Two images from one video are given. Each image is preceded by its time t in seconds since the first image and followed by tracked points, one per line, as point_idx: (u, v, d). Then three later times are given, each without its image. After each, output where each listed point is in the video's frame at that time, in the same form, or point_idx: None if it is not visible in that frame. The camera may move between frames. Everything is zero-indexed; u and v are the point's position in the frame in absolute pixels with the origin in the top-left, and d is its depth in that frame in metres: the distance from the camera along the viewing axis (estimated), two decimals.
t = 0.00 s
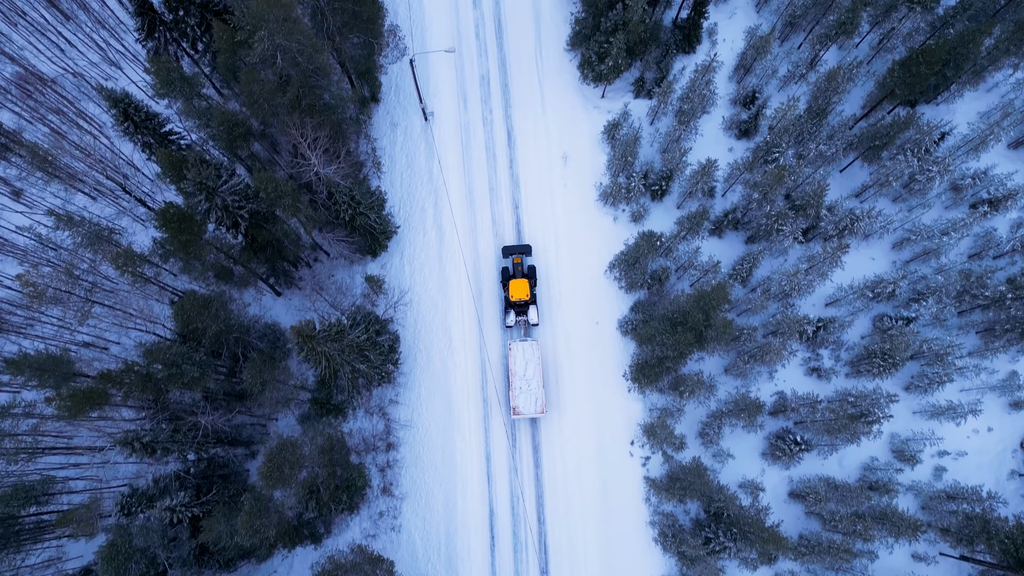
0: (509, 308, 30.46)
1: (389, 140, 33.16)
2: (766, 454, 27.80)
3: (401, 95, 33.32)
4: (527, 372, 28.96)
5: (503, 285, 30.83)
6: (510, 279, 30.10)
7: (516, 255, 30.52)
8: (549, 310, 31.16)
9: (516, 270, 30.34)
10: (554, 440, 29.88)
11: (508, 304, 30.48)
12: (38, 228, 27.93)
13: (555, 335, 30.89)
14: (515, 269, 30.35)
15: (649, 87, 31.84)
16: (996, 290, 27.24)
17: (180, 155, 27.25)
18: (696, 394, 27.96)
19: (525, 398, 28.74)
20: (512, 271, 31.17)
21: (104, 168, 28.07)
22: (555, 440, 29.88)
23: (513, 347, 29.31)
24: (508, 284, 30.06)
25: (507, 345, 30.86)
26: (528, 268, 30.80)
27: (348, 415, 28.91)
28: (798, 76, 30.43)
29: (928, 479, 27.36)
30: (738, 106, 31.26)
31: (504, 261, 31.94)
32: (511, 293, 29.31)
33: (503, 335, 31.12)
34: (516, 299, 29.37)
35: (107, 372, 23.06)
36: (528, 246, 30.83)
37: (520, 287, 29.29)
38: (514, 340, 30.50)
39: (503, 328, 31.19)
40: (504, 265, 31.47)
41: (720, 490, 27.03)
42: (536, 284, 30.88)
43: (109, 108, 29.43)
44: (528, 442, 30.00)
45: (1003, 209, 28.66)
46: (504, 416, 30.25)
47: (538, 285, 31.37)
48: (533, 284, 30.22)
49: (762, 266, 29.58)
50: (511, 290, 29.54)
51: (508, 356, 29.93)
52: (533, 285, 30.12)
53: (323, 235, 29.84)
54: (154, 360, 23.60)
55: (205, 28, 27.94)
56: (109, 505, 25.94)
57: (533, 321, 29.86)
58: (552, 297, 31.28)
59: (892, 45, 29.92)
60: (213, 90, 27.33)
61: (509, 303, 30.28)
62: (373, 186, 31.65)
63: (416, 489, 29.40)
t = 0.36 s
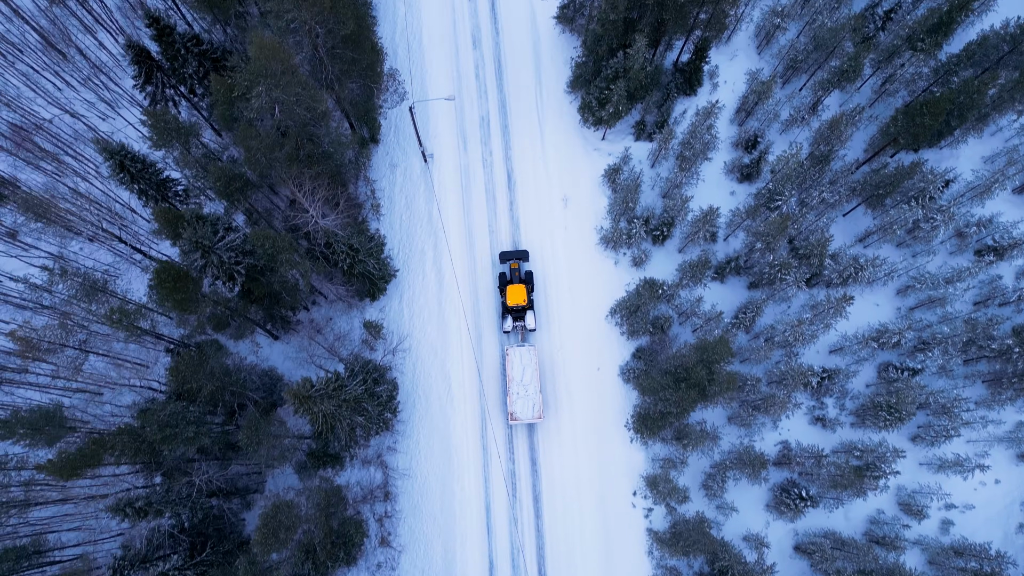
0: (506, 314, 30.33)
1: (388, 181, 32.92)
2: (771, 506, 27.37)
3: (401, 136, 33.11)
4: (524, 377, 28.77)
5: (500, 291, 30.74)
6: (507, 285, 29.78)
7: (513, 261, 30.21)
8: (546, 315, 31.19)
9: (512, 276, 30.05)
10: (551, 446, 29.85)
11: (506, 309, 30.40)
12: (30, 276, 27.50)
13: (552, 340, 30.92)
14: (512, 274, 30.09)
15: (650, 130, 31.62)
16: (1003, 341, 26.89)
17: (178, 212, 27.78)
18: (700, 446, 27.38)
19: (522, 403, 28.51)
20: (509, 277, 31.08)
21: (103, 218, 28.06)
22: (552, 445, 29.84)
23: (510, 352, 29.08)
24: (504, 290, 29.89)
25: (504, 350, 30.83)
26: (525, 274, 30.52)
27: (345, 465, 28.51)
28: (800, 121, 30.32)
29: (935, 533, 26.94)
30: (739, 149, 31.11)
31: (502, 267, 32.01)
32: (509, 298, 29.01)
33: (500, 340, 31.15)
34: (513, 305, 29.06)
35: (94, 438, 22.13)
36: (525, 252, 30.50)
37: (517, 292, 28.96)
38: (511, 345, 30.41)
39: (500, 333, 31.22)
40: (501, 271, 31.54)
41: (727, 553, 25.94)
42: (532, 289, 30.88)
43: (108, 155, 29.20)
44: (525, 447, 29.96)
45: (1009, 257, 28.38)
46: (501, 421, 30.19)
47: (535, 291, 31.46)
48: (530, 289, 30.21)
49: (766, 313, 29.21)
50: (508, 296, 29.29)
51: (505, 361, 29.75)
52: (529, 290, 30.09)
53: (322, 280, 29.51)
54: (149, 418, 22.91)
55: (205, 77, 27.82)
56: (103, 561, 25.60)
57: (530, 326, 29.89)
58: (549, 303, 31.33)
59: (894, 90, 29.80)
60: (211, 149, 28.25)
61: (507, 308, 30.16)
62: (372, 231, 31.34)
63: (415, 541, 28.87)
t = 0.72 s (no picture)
0: (504, 317, 30.31)
1: (388, 221, 32.64)
2: (776, 557, 26.91)
3: (401, 176, 32.81)
4: (522, 381, 28.75)
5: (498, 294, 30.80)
6: (505, 288, 30.01)
7: (510, 264, 30.52)
8: (544, 318, 31.22)
9: (510, 280, 30.34)
10: (548, 451, 29.84)
11: (503, 314, 30.43)
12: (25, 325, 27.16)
13: (550, 343, 30.92)
14: (510, 278, 30.35)
15: (651, 171, 31.36)
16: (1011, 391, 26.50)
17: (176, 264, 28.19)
18: (705, 499, 26.83)
19: (520, 407, 28.55)
20: (507, 280, 31.26)
21: (100, 267, 27.90)
22: (550, 448, 29.83)
23: (508, 356, 29.09)
24: (502, 293, 29.99)
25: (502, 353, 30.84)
26: (523, 277, 30.81)
27: (343, 515, 27.99)
28: (803, 163, 30.03)
29: None
30: (742, 191, 30.82)
31: (499, 270, 31.97)
32: (506, 303, 29.25)
33: (497, 345, 31.20)
34: (512, 308, 29.23)
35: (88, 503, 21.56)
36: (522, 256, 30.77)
37: (514, 297, 29.19)
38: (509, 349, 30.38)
39: (498, 338, 31.24)
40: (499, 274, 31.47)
41: None
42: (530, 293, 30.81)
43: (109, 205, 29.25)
44: (522, 450, 29.94)
45: (1016, 303, 28.06)
46: (498, 425, 30.14)
47: (533, 294, 31.49)
48: (528, 292, 30.14)
49: (771, 359, 28.77)
50: (506, 299, 29.48)
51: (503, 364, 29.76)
52: (527, 293, 30.02)
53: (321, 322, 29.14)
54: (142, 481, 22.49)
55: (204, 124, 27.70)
56: None
57: (529, 330, 29.74)
58: (547, 306, 31.37)
59: (897, 133, 29.60)
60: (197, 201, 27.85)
61: (504, 313, 30.18)
62: (371, 273, 30.99)
63: None
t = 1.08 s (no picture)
0: (504, 318, 30.43)
1: (389, 259, 32.32)
2: None
3: (401, 215, 32.51)
4: (521, 383, 28.85)
5: (497, 295, 30.85)
6: (504, 289, 30.14)
7: (510, 265, 30.64)
8: (543, 320, 31.25)
9: (510, 281, 30.45)
10: (547, 451, 29.83)
11: (503, 315, 30.54)
12: (18, 378, 26.27)
13: (549, 345, 30.92)
14: (509, 279, 30.46)
15: (654, 211, 31.07)
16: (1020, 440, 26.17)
17: (175, 309, 27.62)
18: (712, 551, 26.17)
19: (519, 408, 28.62)
20: (506, 282, 31.27)
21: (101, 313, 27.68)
22: (549, 451, 29.81)
23: (507, 357, 29.25)
24: (502, 295, 30.04)
25: (501, 354, 30.95)
26: (521, 279, 30.96)
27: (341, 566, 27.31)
28: (809, 205, 29.71)
29: None
30: (746, 232, 30.53)
31: (497, 273, 32.03)
32: (506, 303, 29.32)
33: (496, 344, 31.29)
34: (511, 309, 29.32)
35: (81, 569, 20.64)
36: (521, 257, 30.91)
37: (514, 298, 29.31)
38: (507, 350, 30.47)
39: (496, 339, 31.34)
40: (497, 275, 31.50)
41: None
42: (529, 294, 30.91)
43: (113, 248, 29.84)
44: (521, 453, 29.89)
45: None
46: (498, 439, 30.04)
47: (532, 296, 31.48)
48: (527, 294, 30.21)
49: (777, 405, 28.32)
50: (505, 300, 29.53)
51: (503, 366, 29.90)
52: (527, 295, 30.12)
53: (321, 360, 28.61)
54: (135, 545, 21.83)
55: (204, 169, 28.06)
56: None
57: (526, 332, 30.06)
58: (546, 307, 31.39)
59: (903, 174, 29.38)
60: (196, 246, 26.95)
61: (504, 314, 30.29)
62: (371, 315, 30.58)
63: None
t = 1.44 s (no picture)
0: (504, 319, 30.50)
1: (389, 297, 31.89)
2: None
3: (403, 252, 32.10)
4: (521, 382, 29.05)
5: (497, 297, 30.92)
6: (504, 290, 30.21)
7: (510, 267, 30.69)
8: (543, 321, 31.31)
9: (510, 282, 30.47)
10: (547, 452, 29.82)
11: (502, 315, 30.65)
12: (14, 423, 26.11)
13: (549, 346, 30.98)
14: (509, 280, 30.48)
15: (658, 249, 30.63)
16: None
17: (173, 347, 27.47)
18: None
19: (519, 408, 28.75)
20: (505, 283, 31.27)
21: (100, 354, 27.85)
22: (548, 451, 29.82)
23: (508, 358, 29.45)
24: (502, 295, 30.12)
25: (501, 355, 31.06)
26: (520, 280, 30.95)
27: None
28: (815, 245, 29.35)
29: None
30: (751, 271, 30.20)
31: (497, 274, 32.08)
32: (505, 303, 29.37)
33: (496, 344, 31.37)
34: (511, 309, 29.39)
35: None
36: (521, 259, 31.03)
37: (514, 298, 29.37)
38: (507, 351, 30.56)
39: (496, 339, 31.39)
40: (497, 277, 31.52)
41: None
42: (529, 295, 30.98)
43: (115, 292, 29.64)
44: (521, 453, 29.96)
45: None
46: (500, 472, 29.74)
47: (532, 297, 31.51)
48: (527, 295, 30.30)
49: (785, 450, 27.84)
50: (506, 301, 29.56)
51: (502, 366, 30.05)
52: (527, 295, 30.19)
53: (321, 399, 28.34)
54: None
55: (208, 218, 28.03)
56: None
57: (526, 332, 30.17)
58: (546, 308, 31.43)
59: (909, 213, 29.12)
60: (196, 291, 26.92)
61: (504, 314, 30.40)
62: (371, 356, 30.09)
63: None
